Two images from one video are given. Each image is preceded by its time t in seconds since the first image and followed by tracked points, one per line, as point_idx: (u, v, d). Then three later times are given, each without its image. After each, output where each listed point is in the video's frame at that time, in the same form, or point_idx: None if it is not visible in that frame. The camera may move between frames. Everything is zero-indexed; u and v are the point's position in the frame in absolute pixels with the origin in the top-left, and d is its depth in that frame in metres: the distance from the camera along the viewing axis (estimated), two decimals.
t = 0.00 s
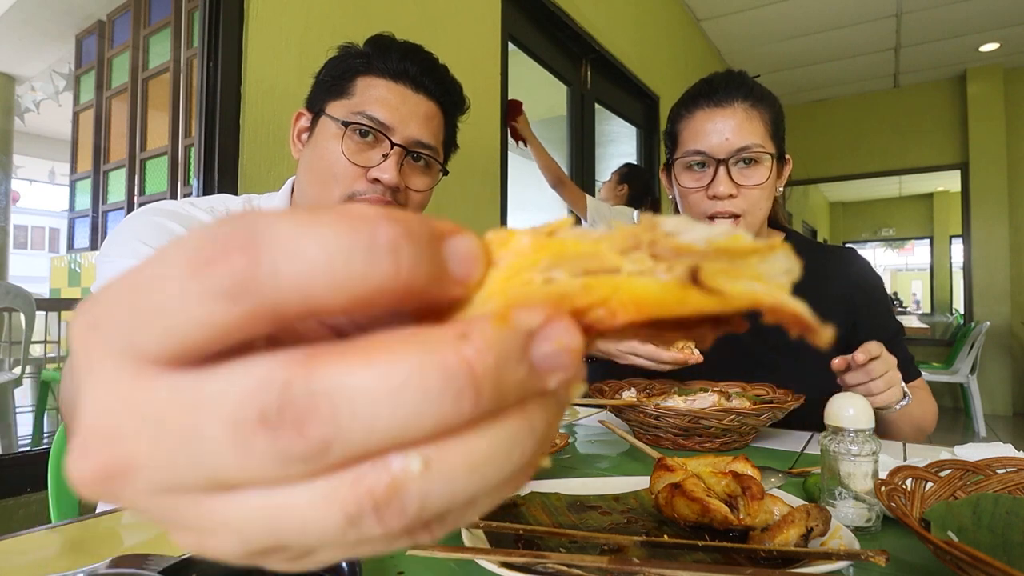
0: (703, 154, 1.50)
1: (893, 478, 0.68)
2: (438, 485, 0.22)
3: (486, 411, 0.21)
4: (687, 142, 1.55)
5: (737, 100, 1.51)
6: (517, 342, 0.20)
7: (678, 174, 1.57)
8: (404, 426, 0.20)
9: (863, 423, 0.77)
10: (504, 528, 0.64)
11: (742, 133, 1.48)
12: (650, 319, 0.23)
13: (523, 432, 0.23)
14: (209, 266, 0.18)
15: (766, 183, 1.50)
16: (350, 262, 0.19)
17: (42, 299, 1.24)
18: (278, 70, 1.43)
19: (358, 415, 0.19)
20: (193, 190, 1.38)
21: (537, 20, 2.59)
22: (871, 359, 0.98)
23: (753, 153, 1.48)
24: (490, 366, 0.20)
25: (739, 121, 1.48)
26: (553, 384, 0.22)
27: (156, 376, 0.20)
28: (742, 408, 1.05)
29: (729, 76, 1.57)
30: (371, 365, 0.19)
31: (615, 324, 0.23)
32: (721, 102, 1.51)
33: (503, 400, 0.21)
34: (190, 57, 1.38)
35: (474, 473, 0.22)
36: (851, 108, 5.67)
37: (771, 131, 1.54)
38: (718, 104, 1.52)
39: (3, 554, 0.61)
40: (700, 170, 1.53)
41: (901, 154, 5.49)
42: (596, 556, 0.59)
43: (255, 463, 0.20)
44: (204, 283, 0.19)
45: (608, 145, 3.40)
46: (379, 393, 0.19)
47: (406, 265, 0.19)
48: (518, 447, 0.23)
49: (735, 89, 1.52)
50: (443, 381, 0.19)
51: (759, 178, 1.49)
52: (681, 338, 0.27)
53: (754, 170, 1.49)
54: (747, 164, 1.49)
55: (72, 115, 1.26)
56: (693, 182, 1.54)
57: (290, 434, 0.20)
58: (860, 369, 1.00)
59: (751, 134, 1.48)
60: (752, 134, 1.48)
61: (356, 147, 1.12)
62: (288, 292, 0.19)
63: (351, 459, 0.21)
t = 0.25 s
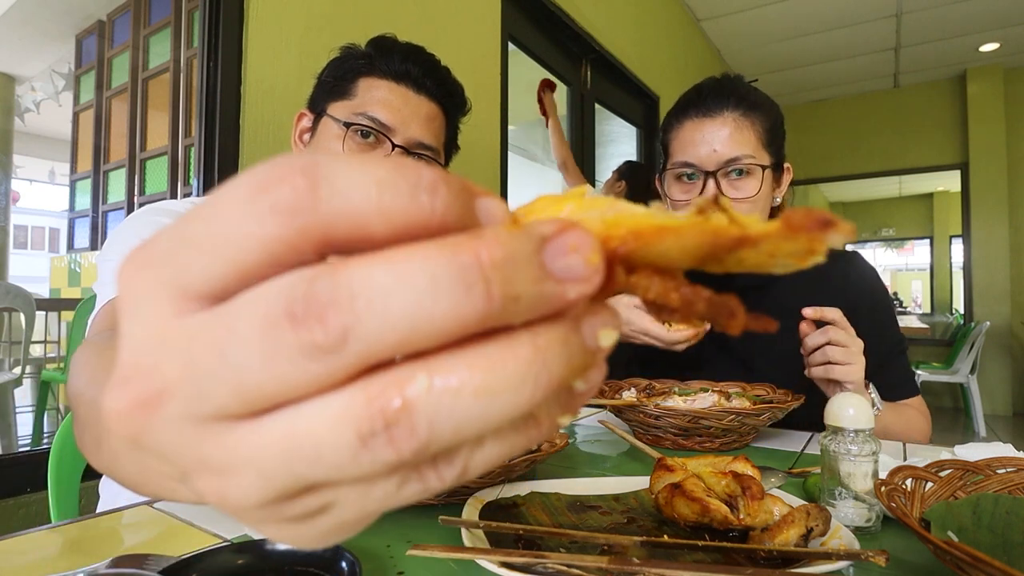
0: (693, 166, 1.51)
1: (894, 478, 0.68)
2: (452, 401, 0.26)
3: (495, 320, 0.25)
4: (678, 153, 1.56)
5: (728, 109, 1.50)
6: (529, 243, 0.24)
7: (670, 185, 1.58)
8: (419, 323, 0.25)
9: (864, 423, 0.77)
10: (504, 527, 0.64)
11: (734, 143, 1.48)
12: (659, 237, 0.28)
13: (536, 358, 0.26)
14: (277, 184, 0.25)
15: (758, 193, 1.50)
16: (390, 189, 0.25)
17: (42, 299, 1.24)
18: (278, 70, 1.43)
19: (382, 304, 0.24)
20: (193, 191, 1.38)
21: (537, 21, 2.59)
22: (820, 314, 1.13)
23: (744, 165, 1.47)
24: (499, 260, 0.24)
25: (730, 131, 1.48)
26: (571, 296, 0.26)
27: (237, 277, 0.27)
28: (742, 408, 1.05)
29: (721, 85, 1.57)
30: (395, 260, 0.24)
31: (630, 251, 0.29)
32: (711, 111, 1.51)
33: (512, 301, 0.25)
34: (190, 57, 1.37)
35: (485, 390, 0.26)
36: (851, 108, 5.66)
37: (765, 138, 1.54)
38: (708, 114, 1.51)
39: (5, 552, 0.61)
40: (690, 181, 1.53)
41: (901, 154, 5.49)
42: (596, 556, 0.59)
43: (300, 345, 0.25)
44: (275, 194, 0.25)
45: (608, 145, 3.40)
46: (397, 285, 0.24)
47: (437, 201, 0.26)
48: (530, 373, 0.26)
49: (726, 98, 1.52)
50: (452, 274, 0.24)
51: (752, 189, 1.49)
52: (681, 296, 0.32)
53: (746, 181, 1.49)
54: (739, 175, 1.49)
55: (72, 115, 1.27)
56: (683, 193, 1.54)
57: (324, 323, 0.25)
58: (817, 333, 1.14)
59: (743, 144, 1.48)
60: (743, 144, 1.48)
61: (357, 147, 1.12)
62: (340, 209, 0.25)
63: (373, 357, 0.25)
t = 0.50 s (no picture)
0: (687, 172, 1.51)
1: (894, 478, 0.68)
2: (454, 401, 0.26)
3: (497, 320, 0.25)
4: (671, 158, 1.56)
5: (723, 115, 1.50)
6: (531, 243, 0.25)
7: (663, 190, 1.58)
8: (421, 324, 0.25)
9: (864, 423, 0.77)
10: (504, 527, 0.64)
11: (729, 150, 1.48)
12: (662, 237, 0.29)
13: (539, 358, 0.26)
14: (280, 191, 0.25)
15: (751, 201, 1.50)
16: (392, 193, 0.25)
17: (42, 299, 1.24)
18: (278, 70, 1.43)
19: (384, 304, 0.24)
20: (193, 191, 1.38)
21: (537, 21, 2.59)
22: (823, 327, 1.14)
23: (738, 172, 1.48)
24: (502, 260, 0.24)
25: (725, 137, 1.48)
26: (573, 295, 0.26)
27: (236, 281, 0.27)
28: (742, 408, 1.05)
29: (720, 89, 1.56)
30: (397, 262, 0.24)
31: (633, 250, 0.29)
32: (707, 115, 1.51)
33: (514, 301, 0.25)
34: (190, 57, 1.37)
35: (487, 390, 0.26)
36: (851, 108, 5.67)
37: (761, 145, 1.54)
38: (703, 119, 1.51)
39: (5, 553, 0.61)
40: (683, 187, 1.53)
41: (901, 154, 5.49)
42: (596, 556, 0.59)
43: (302, 348, 0.25)
44: (277, 200, 0.25)
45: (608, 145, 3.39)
46: (400, 286, 0.24)
47: (440, 204, 0.26)
48: (533, 372, 0.26)
49: (722, 103, 1.51)
50: (455, 275, 0.24)
51: (745, 197, 1.49)
52: (685, 299, 0.31)
53: (739, 188, 1.49)
54: (733, 182, 1.49)
55: (72, 114, 1.27)
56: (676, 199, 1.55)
57: (327, 325, 0.25)
58: (819, 347, 1.14)
59: (737, 151, 1.48)
60: (737, 151, 1.48)
61: (357, 147, 1.12)
62: (341, 213, 0.25)
63: (374, 359, 0.25)
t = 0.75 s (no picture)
0: (684, 182, 1.50)
1: (894, 478, 0.68)
2: (445, 405, 0.26)
3: (487, 325, 0.25)
4: (668, 168, 1.55)
5: (719, 123, 1.50)
6: (521, 246, 0.25)
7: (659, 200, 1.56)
8: (409, 329, 0.25)
9: (864, 423, 0.77)
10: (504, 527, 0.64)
11: (726, 159, 1.48)
12: (656, 238, 0.29)
13: (529, 362, 0.26)
14: (267, 199, 0.25)
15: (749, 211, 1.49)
16: (380, 198, 0.25)
17: (42, 299, 1.24)
18: (278, 70, 1.43)
19: (373, 311, 0.24)
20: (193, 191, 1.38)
21: (537, 20, 2.59)
22: (824, 331, 1.14)
23: (735, 182, 1.47)
24: (491, 266, 0.24)
25: (722, 146, 1.48)
26: (564, 298, 0.25)
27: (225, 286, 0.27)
28: (742, 408, 1.05)
29: (716, 97, 1.56)
30: (385, 267, 0.24)
31: (626, 251, 0.29)
32: (704, 123, 1.51)
33: (504, 304, 0.25)
34: (190, 57, 1.37)
35: (478, 394, 0.26)
36: (851, 108, 5.67)
37: (758, 153, 1.53)
38: (700, 128, 1.51)
39: (5, 553, 0.61)
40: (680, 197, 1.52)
41: (901, 154, 5.49)
42: (596, 556, 0.59)
43: (291, 354, 0.25)
44: (265, 206, 0.25)
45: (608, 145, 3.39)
46: (388, 291, 0.24)
47: (428, 209, 0.26)
48: (524, 376, 0.26)
49: (718, 111, 1.52)
50: (443, 279, 0.24)
51: (743, 207, 1.48)
52: (678, 303, 0.31)
53: (737, 198, 1.48)
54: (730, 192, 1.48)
55: (72, 115, 1.27)
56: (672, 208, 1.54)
57: (315, 331, 0.25)
58: (819, 351, 1.14)
59: (733, 160, 1.48)
60: (734, 160, 1.48)
61: (357, 147, 1.12)
62: (329, 219, 0.25)
63: (364, 365, 0.26)
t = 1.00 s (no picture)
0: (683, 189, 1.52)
1: (893, 478, 0.68)
2: (457, 388, 0.26)
3: (496, 307, 0.25)
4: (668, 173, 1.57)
5: (719, 130, 1.50)
6: (523, 224, 0.24)
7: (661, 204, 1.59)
8: (415, 317, 0.25)
9: (864, 423, 0.77)
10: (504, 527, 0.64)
11: (725, 167, 1.48)
12: (653, 206, 0.29)
13: (537, 341, 0.26)
14: (265, 197, 0.25)
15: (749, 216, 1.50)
16: (379, 189, 0.25)
17: (42, 299, 1.24)
18: (278, 70, 1.43)
19: (378, 302, 0.24)
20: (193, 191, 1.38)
21: (537, 20, 2.59)
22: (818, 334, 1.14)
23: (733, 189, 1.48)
24: (494, 248, 0.24)
25: (721, 154, 1.48)
26: (567, 275, 0.25)
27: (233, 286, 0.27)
28: (742, 408, 1.05)
29: (716, 101, 1.55)
30: (389, 257, 0.24)
31: (623, 221, 0.30)
32: (702, 131, 1.51)
33: (510, 287, 0.24)
34: (190, 57, 1.37)
35: (489, 377, 0.26)
36: (851, 108, 5.67)
37: (759, 156, 1.53)
38: (700, 134, 1.51)
39: (5, 552, 0.61)
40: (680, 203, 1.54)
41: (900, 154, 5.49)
42: (596, 556, 0.59)
43: (297, 350, 0.25)
44: (262, 204, 0.25)
45: (608, 145, 3.39)
46: (392, 282, 0.24)
47: (426, 198, 0.26)
48: (536, 353, 0.26)
49: (718, 117, 1.51)
50: (447, 266, 0.24)
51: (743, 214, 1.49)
52: (682, 270, 0.30)
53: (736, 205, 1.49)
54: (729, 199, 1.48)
55: (72, 115, 1.27)
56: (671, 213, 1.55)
57: (323, 326, 0.25)
58: (814, 355, 1.14)
59: (733, 168, 1.48)
60: (733, 168, 1.48)
61: (357, 147, 1.12)
62: (327, 215, 0.25)
63: (371, 358, 0.25)
